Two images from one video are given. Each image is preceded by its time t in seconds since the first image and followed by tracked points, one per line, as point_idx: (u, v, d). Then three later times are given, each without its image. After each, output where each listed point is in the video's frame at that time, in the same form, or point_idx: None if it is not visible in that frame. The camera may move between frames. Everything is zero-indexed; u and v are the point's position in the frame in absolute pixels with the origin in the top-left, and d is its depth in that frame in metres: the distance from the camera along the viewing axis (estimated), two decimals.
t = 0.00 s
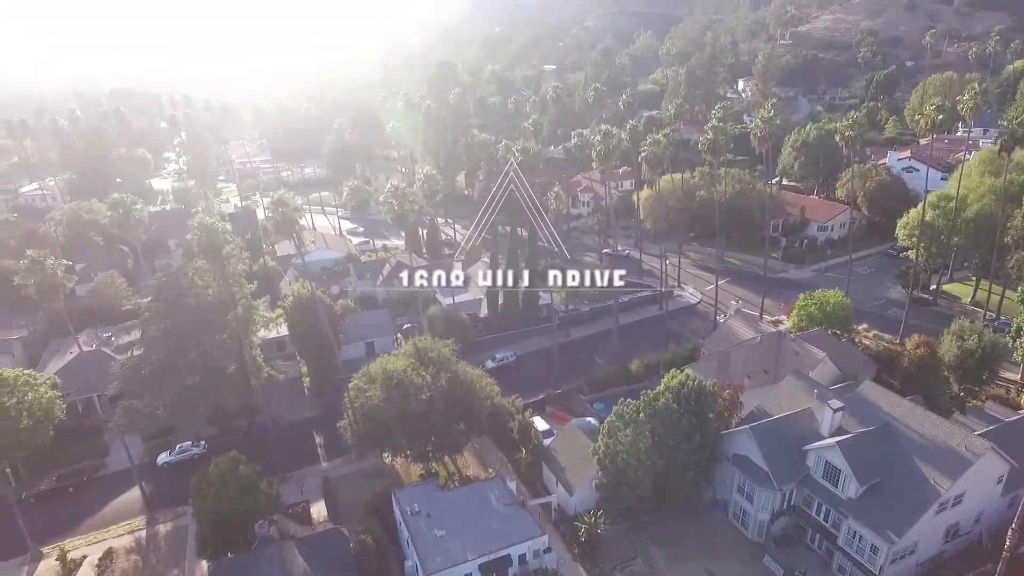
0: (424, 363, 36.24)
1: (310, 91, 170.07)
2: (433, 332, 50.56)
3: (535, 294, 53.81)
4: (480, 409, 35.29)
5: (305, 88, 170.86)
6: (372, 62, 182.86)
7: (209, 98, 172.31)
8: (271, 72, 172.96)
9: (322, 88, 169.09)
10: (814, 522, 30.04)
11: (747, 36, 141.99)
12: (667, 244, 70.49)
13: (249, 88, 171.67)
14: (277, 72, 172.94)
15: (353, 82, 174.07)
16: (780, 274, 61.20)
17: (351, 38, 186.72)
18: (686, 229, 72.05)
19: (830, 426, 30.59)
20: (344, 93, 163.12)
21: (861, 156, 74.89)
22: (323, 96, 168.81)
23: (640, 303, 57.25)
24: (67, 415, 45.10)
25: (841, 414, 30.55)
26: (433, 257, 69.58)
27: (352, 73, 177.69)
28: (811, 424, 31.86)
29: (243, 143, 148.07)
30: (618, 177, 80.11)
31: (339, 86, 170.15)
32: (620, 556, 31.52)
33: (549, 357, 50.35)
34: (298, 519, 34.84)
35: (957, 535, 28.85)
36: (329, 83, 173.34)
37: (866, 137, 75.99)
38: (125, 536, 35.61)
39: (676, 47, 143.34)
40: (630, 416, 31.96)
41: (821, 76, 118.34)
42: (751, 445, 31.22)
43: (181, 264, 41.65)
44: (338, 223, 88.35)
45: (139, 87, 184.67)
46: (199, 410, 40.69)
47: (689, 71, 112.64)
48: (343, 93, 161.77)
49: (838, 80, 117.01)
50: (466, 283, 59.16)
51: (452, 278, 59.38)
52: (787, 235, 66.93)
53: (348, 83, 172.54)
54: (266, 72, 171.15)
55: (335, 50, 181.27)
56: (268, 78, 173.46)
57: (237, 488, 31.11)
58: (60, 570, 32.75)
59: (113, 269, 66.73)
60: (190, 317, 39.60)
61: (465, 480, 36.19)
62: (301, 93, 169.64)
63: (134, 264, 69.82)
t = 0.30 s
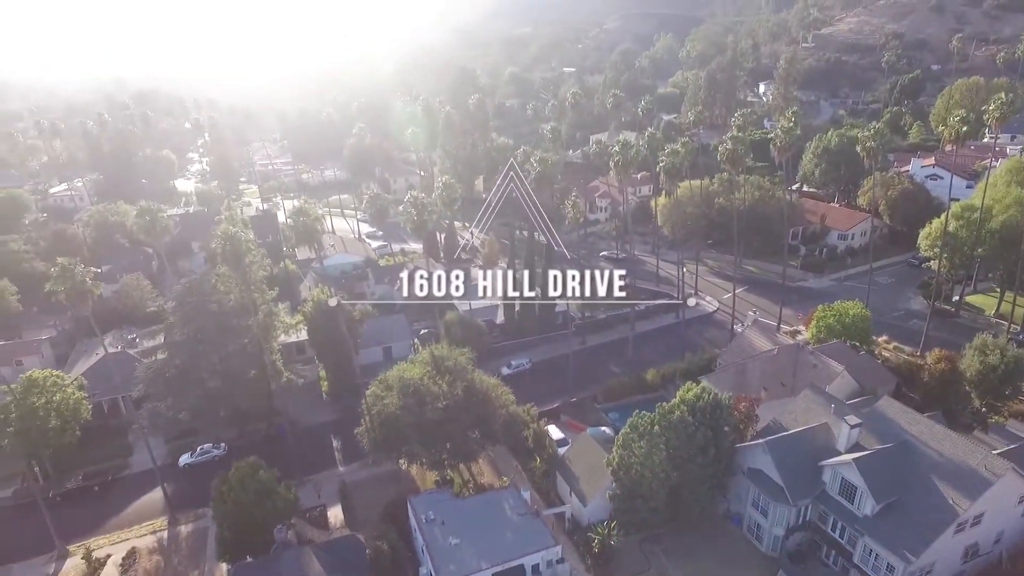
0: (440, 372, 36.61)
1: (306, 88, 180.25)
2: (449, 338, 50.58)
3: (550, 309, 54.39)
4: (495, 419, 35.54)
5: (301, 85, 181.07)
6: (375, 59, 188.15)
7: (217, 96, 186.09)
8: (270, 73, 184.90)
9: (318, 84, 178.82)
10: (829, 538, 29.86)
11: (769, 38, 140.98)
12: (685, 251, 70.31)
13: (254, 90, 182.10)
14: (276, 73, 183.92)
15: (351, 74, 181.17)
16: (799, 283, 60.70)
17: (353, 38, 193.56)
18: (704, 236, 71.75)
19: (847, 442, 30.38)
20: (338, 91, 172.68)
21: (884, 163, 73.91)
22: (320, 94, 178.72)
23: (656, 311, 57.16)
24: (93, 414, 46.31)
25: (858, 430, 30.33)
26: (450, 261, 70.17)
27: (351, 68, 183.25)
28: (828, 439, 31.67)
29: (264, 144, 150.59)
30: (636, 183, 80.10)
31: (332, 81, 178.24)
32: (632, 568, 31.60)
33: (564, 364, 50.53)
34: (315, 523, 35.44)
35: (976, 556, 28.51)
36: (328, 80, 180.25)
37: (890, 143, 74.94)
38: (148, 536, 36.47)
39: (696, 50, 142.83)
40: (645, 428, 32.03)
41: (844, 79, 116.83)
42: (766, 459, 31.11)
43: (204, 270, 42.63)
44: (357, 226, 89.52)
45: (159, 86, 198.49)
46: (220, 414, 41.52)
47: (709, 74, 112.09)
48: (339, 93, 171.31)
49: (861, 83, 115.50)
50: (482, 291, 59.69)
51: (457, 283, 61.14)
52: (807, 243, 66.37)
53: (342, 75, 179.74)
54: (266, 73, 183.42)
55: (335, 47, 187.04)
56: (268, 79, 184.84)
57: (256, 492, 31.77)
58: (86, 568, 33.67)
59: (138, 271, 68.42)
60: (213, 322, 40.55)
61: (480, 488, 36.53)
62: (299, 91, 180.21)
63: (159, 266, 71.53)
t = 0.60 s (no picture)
0: (454, 380, 36.97)
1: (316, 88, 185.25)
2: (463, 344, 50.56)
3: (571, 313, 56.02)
4: (508, 428, 35.73)
5: (310, 85, 186.17)
6: (390, 60, 190.17)
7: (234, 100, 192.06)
8: (281, 72, 190.09)
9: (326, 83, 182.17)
10: (842, 553, 29.72)
11: (787, 41, 139.82)
12: (699, 257, 70.19)
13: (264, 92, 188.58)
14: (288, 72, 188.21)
15: (358, 74, 184.38)
16: (815, 290, 60.31)
17: (366, 40, 196.37)
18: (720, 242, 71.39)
19: (861, 457, 30.22)
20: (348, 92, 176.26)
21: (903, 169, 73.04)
22: (330, 94, 182.61)
23: (670, 318, 57.01)
24: (115, 415, 47.33)
25: (873, 445, 30.12)
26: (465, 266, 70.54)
27: (364, 67, 185.42)
28: (842, 453, 31.48)
29: (281, 145, 152.34)
30: (651, 188, 80.02)
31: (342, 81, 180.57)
32: None
33: (577, 371, 50.69)
34: (330, 528, 35.99)
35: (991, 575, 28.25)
36: (341, 81, 182.99)
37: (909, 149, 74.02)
38: (167, 538, 37.22)
39: (714, 53, 142.19)
40: (657, 440, 32.04)
41: (864, 81, 115.49)
42: (779, 472, 31.03)
43: (222, 278, 43.50)
44: (373, 229, 90.35)
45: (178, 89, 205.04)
46: (237, 418, 42.24)
47: (726, 77, 111.54)
48: (352, 94, 173.77)
49: (881, 86, 114.23)
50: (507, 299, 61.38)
51: (457, 283, 61.16)
52: (823, 251, 65.92)
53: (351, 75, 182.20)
54: (274, 74, 189.38)
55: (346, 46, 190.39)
56: (276, 80, 190.85)
57: (273, 498, 32.32)
58: (107, 569, 34.46)
59: (159, 273, 69.62)
60: (231, 328, 41.36)
61: (492, 496, 36.83)
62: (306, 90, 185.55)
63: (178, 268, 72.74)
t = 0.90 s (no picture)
0: (467, 389, 37.28)
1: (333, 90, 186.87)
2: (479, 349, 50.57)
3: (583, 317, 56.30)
4: (521, 436, 35.96)
5: (327, 87, 187.80)
6: (406, 63, 191.33)
7: (253, 102, 195.17)
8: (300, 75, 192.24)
9: (343, 83, 184.16)
10: (855, 569, 29.59)
11: (805, 43, 138.82)
12: (714, 263, 69.98)
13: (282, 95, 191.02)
14: (307, 69, 192.92)
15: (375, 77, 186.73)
16: (831, 299, 59.88)
17: (383, 42, 197.92)
18: (735, 249, 71.04)
19: (875, 472, 30.08)
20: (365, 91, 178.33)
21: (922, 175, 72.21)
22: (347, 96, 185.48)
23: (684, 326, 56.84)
24: (134, 417, 48.21)
25: (887, 461, 29.99)
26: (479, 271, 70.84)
27: (380, 69, 186.69)
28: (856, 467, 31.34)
29: (298, 147, 153.92)
30: (665, 194, 79.91)
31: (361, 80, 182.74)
32: None
33: (591, 379, 50.77)
34: (344, 532, 36.44)
35: None
36: (358, 83, 184.48)
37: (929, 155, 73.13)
38: (184, 539, 37.87)
39: (730, 56, 141.73)
40: (669, 452, 32.05)
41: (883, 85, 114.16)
42: (792, 486, 30.91)
43: (239, 284, 44.29)
44: (388, 232, 91.12)
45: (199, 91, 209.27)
46: (253, 422, 42.89)
47: (743, 81, 110.90)
48: (369, 96, 175.16)
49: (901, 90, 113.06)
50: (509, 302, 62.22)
51: (457, 283, 62.52)
52: (839, 258, 65.43)
53: (367, 75, 185.20)
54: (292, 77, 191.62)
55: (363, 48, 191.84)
56: (294, 82, 192.94)
57: (288, 503, 32.83)
58: (126, 569, 35.15)
59: (178, 276, 70.80)
60: (247, 334, 42.07)
61: (505, 503, 37.07)
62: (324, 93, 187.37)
63: (197, 270, 73.91)
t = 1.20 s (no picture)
0: (485, 397, 37.60)
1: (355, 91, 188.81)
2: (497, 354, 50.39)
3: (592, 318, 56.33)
4: (538, 445, 36.14)
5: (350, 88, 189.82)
6: (428, 64, 192.57)
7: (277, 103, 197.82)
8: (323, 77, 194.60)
9: (365, 84, 185.91)
10: None
11: (831, 44, 136.79)
12: (734, 270, 69.49)
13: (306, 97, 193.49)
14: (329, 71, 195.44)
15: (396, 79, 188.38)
16: (853, 308, 59.15)
17: (405, 44, 199.52)
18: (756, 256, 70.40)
19: (895, 490, 29.74)
20: (387, 92, 179.53)
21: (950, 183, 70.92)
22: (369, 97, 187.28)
23: (702, 334, 56.49)
24: (160, 416, 49.31)
25: (908, 479, 29.62)
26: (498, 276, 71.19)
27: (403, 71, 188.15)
28: (876, 484, 31.01)
29: (321, 148, 155.75)
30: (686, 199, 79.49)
31: (382, 80, 184.08)
32: None
33: (608, 386, 50.77)
34: (362, 536, 36.96)
35: None
36: (381, 84, 186.13)
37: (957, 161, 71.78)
38: (207, 539, 38.73)
39: (753, 57, 140.29)
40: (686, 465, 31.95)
41: (911, 88, 112.23)
42: (811, 502, 30.66)
43: (263, 288, 45.28)
44: (408, 234, 91.94)
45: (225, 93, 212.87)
46: (274, 425, 43.66)
47: (766, 84, 109.81)
48: (391, 97, 176.69)
49: (929, 93, 110.89)
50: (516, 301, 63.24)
51: (457, 283, 63.87)
52: (863, 267, 64.62)
53: (389, 76, 186.41)
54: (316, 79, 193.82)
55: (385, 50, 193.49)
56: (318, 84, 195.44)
57: (309, 507, 33.41)
58: (151, 567, 36.10)
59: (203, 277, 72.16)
60: (270, 338, 42.94)
61: (521, 511, 37.31)
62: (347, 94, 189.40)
63: (221, 272, 75.28)
